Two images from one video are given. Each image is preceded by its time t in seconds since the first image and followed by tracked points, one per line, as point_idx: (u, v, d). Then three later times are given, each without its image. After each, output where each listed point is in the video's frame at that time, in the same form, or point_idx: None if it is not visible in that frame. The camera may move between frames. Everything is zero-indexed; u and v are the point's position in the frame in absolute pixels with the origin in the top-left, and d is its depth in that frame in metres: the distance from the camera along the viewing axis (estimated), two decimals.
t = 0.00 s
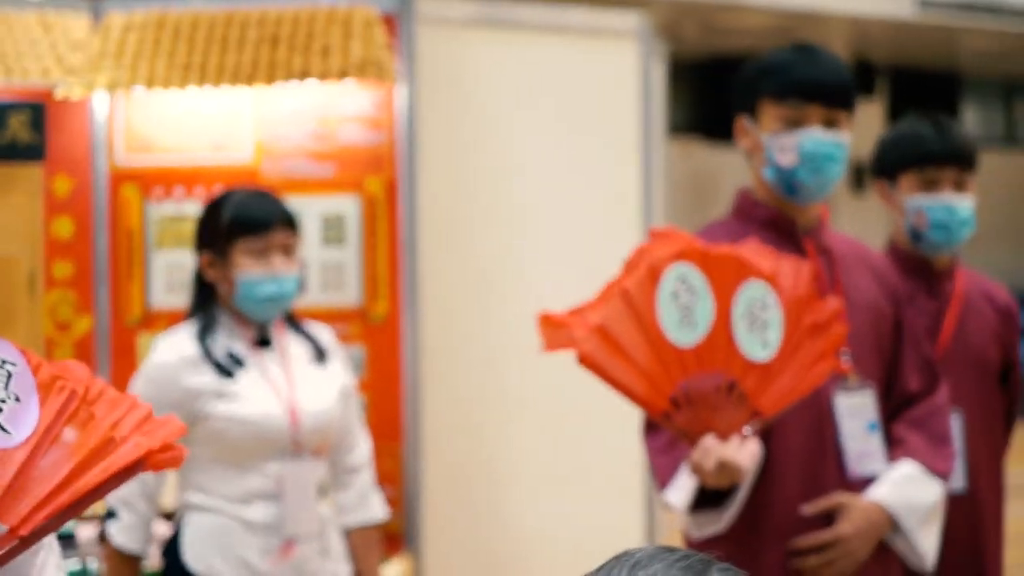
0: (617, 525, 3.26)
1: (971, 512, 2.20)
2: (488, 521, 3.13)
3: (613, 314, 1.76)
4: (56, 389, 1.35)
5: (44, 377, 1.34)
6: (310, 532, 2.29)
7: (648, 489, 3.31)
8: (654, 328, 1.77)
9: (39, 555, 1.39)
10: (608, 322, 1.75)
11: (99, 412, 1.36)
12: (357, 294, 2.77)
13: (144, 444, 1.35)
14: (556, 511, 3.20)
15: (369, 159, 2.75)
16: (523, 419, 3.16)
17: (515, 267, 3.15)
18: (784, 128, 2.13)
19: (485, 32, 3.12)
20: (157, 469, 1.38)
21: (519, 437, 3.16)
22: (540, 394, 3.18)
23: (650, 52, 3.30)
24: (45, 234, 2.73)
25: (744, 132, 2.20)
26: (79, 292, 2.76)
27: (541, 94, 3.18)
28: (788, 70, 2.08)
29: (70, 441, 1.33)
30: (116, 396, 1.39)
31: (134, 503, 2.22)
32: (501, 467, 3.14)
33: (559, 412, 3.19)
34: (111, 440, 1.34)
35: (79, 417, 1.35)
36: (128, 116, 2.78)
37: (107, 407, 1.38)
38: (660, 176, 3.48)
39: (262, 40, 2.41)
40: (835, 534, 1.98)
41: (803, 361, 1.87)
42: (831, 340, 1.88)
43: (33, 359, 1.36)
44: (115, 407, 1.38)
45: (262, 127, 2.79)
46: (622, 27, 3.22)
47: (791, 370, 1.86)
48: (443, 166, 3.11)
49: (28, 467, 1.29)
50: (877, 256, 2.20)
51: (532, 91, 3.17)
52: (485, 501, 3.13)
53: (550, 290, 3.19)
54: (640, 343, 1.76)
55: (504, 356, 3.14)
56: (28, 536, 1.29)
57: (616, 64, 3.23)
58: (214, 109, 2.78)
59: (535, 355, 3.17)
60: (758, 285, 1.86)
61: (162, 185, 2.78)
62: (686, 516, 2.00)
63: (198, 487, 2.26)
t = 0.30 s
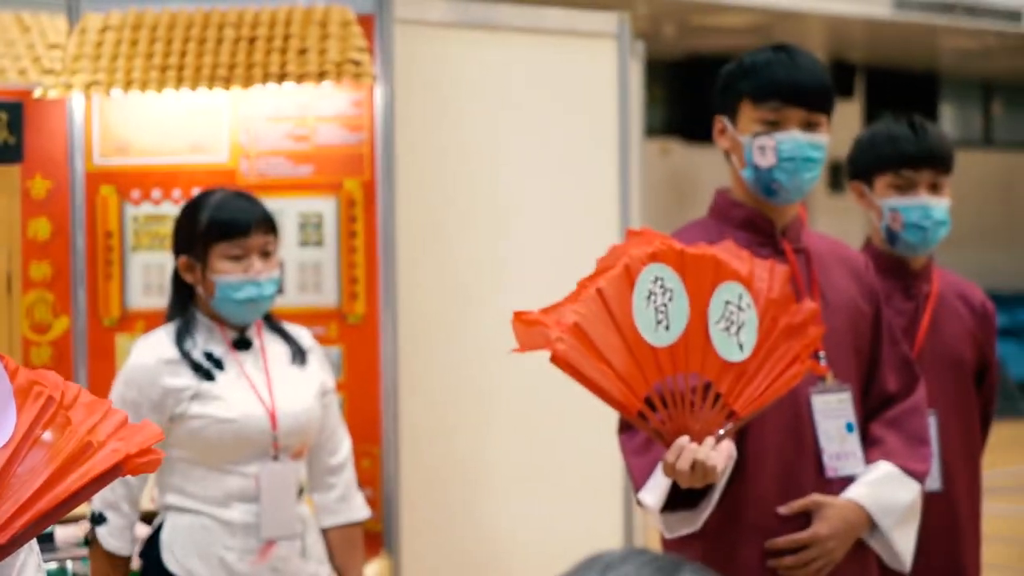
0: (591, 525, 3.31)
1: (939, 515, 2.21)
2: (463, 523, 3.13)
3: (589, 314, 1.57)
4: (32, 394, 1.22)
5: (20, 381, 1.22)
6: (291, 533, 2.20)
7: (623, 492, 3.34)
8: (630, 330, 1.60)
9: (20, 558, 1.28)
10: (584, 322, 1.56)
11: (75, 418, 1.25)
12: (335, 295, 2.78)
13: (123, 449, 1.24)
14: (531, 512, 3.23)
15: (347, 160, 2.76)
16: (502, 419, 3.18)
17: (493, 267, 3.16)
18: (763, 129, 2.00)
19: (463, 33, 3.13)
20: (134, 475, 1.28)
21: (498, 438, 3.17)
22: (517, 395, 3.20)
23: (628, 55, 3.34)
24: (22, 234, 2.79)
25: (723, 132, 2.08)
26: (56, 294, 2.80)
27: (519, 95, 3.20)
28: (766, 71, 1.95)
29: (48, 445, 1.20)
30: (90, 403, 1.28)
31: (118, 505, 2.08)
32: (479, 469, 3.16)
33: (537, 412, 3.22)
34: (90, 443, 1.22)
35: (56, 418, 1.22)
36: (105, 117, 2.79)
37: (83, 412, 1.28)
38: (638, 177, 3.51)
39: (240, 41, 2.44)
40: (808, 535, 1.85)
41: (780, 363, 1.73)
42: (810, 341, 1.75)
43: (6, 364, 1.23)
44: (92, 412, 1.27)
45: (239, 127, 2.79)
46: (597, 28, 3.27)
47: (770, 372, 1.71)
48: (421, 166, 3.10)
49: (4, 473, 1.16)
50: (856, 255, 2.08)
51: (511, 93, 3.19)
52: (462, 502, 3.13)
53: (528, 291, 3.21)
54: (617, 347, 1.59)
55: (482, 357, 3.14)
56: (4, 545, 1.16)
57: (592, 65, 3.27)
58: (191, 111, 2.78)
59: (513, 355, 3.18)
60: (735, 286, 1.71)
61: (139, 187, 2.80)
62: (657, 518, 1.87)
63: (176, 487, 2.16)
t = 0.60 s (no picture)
0: (575, 527, 3.33)
1: (916, 519, 2.22)
2: (445, 524, 3.14)
3: (575, 322, 1.58)
4: (17, 388, 1.44)
5: (5, 373, 1.44)
6: (271, 534, 2.19)
7: (606, 494, 3.36)
8: (614, 333, 1.60)
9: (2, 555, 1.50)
10: (569, 330, 1.57)
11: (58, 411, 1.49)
12: (317, 296, 2.79)
13: (105, 443, 1.49)
14: (514, 514, 3.24)
15: (328, 161, 2.78)
16: (485, 420, 3.19)
17: (476, 267, 3.17)
18: (753, 127, 1.98)
19: (445, 33, 3.13)
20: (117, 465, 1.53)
21: (481, 439, 3.18)
22: (500, 396, 3.20)
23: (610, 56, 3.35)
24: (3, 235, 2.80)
25: (705, 132, 2.04)
26: (37, 296, 2.82)
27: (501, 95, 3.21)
28: (752, 67, 1.95)
29: (30, 441, 1.42)
30: (72, 400, 1.54)
31: (94, 505, 2.05)
32: (461, 469, 3.16)
33: (521, 413, 3.23)
34: (73, 438, 1.46)
35: (40, 415, 1.45)
36: (85, 118, 2.81)
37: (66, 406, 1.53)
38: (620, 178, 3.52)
39: (221, 42, 2.48)
40: (789, 536, 1.81)
41: (763, 363, 1.69)
42: (791, 342, 1.71)
43: None
44: (73, 407, 1.52)
45: (220, 127, 2.80)
46: (584, 31, 3.27)
47: (753, 372, 1.68)
48: (405, 168, 3.10)
49: None
50: (835, 256, 2.05)
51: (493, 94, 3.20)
52: (444, 503, 3.14)
53: (510, 291, 3.22)
54: (599, 351, 1.60)
55: (465, 358, 3.15)
56: None
57: (577, 67, 3.28)
58: (172, 113, 2.80)
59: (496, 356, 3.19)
60: (716, 289, 1.68)
61: (120, 189, 2.81)
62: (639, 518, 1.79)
63: (156, 489, 2.16)
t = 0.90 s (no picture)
0: (565, 519, 3.33)
1: (903, 508, 2.23)
2: (434, 515, 3.14)
3: (569, 307, 1.56)
4: None
5: None
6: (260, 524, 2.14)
7: (596, 485, 3.36)
8: (609, 320, 1.59)
9: None
10: (564, 314, 1.54)
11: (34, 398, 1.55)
12: (305, 288, 2.82)
13: (78, 432, 1.56)
14: (503, 505, 3.24)
15: (318, 152, 2.80)
16: (474, 413, 3.19)
17: (465, 259, 3.17)
18: (747, 119, 1.95)
19: (436, 22, 3.14)
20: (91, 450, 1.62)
21: (470, 430, 3.19)
22: (489, 389, 3.21)
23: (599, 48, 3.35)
24: None
25: (696, 122, 2.03)
26: (25, 286, 2.84)
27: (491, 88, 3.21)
28: (744, 57, 1.94)
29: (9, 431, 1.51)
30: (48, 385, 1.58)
31: (81, 493, 2.05)
32: (450, 461, 3.16)
33: (510, 407, 3.24)
34: (46, 427, 1.53)
35: (15, 404, 1.52)
36: (73, 110, 2.83)
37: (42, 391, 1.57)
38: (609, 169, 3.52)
39: (209, 33, 2.57)
40: (778, 526, 1.79)
41: (754, 350, 1.70)
42: (782, 329, 1.72)
43: None
44: (49, 393, 1.57)
45: (208, 118, 2.81)
46: (571, 22, 3.27)
47: (745, 360, 1.69)
48: (394, 158, 3.10)
49: None
50: (821, 248, 2.06)
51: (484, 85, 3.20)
52: (432, 495, 3.14)
53: (500, 284, 3.22)
54: (595, 337, 1.57)
55: (454, 349, 3.16)
56: None
57: (566, 58, 3.28)
58: (160, 103, 2.82)
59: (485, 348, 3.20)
60: (708, 276, 1.69)
61: (108, 179, 2.83)
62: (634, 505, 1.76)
63: (145, 478, 2.11)
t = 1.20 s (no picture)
0: (562, 512, 3.32)
1: (900, 499, 2.23)
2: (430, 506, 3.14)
3: (566, 297, 1.56)
4: None
5: None
6: (256, 516, 2.13)
7: (593, 477, 3.36)
8: (605, 309, 1.59)
9: None
10: (560, 305, 1.55)
11: (30, 390, 1.57)
12: (302, 278, 2.84)
13: (71, 427, 1.56)
14: (500, 497, 3.24)
15: (315, 143, 2.81)
16: (471, 405, 3.19)
17: (462, 251, 3.17)
18: (742, 109, 1.96)
19: (432, 13, 3.14)
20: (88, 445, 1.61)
21: (467, 423, 3.19)
22: (486, 381, 3.21)
23: (596, 38, 3.35)
24: None
25: (690, 113, 2.02)
26: (22, 277, 2.85)
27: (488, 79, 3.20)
28: (739, 48, 1.93)
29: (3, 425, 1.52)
30: (44, 376, 1.60)
31: (78, 484, 2.02)
32: (447, 454, 3.16)
33: (506, 399, 3.24)
34: (39, 421, 1.54)
35: (10, 396, 1.54)
36: (69, 101, 2.83)
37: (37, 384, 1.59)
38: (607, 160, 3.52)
39: (206, 22, 2.59)
40: (774, 516, 1.79)
41: (752, 338, 1.70)
42: (778, 317, 1.71)
43: None
44: (45, 385, 1.59)
45: (205, 108, 2.83)
46: (566, 13, 3.26)
47: (741, 349, 1.68)
48: (391, 150, 3.10)
49: None
50: (816, 239, 2.06)
51: (481, 76, 3.20)
52: (429, 487, 3.14)
53: (497, 276, 3.22)
54: (591, 327, 1.57)
55: (451, 342, 3.16)
56: None
57: (564, 49, 3.27)
58: (157, 94, 2.83)
59: (482, 341, 3.19)
60: (704, 265, 1.69)
61: (104, 169, 2.83)
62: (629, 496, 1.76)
63: (140, 469, 2.11)
